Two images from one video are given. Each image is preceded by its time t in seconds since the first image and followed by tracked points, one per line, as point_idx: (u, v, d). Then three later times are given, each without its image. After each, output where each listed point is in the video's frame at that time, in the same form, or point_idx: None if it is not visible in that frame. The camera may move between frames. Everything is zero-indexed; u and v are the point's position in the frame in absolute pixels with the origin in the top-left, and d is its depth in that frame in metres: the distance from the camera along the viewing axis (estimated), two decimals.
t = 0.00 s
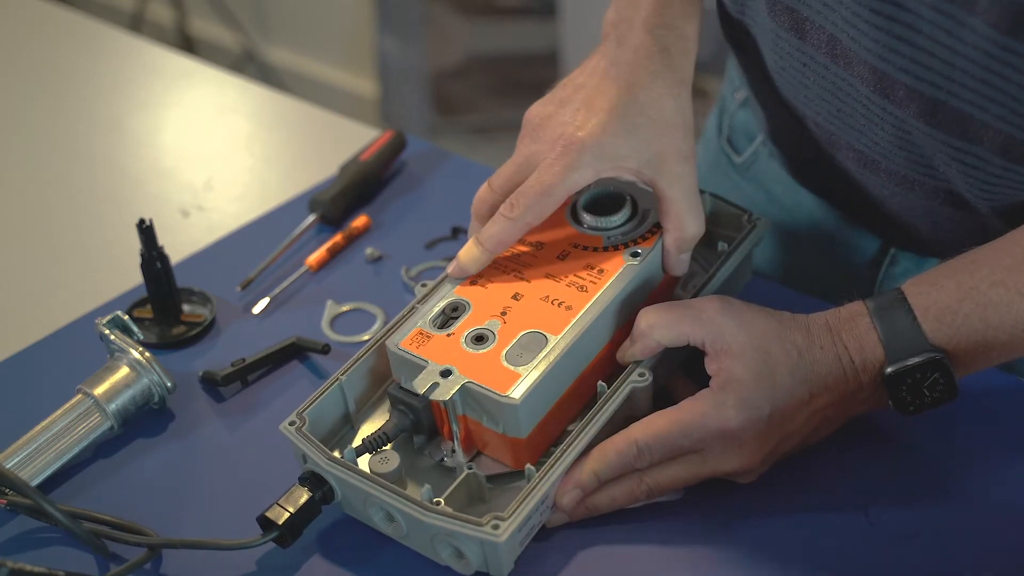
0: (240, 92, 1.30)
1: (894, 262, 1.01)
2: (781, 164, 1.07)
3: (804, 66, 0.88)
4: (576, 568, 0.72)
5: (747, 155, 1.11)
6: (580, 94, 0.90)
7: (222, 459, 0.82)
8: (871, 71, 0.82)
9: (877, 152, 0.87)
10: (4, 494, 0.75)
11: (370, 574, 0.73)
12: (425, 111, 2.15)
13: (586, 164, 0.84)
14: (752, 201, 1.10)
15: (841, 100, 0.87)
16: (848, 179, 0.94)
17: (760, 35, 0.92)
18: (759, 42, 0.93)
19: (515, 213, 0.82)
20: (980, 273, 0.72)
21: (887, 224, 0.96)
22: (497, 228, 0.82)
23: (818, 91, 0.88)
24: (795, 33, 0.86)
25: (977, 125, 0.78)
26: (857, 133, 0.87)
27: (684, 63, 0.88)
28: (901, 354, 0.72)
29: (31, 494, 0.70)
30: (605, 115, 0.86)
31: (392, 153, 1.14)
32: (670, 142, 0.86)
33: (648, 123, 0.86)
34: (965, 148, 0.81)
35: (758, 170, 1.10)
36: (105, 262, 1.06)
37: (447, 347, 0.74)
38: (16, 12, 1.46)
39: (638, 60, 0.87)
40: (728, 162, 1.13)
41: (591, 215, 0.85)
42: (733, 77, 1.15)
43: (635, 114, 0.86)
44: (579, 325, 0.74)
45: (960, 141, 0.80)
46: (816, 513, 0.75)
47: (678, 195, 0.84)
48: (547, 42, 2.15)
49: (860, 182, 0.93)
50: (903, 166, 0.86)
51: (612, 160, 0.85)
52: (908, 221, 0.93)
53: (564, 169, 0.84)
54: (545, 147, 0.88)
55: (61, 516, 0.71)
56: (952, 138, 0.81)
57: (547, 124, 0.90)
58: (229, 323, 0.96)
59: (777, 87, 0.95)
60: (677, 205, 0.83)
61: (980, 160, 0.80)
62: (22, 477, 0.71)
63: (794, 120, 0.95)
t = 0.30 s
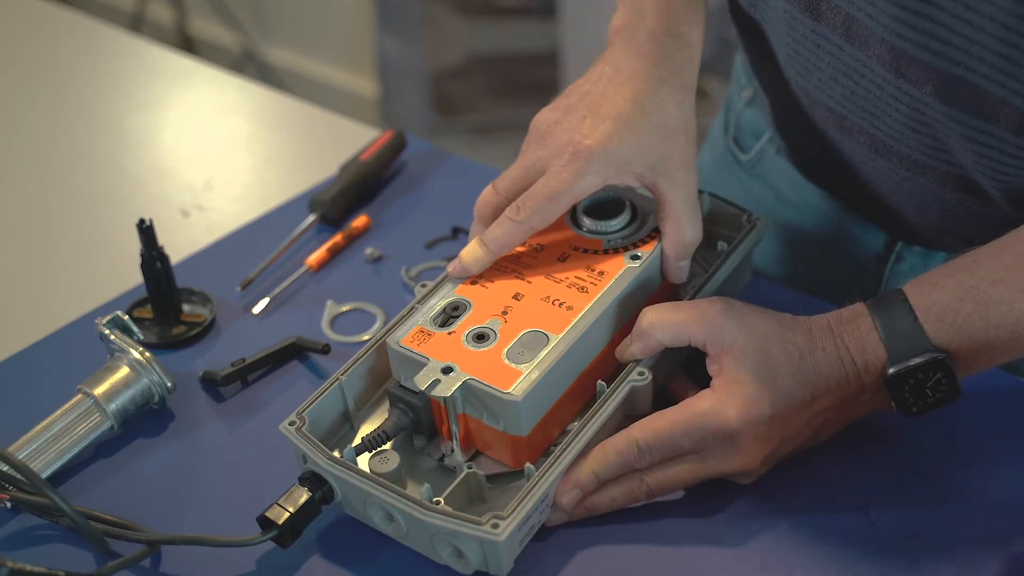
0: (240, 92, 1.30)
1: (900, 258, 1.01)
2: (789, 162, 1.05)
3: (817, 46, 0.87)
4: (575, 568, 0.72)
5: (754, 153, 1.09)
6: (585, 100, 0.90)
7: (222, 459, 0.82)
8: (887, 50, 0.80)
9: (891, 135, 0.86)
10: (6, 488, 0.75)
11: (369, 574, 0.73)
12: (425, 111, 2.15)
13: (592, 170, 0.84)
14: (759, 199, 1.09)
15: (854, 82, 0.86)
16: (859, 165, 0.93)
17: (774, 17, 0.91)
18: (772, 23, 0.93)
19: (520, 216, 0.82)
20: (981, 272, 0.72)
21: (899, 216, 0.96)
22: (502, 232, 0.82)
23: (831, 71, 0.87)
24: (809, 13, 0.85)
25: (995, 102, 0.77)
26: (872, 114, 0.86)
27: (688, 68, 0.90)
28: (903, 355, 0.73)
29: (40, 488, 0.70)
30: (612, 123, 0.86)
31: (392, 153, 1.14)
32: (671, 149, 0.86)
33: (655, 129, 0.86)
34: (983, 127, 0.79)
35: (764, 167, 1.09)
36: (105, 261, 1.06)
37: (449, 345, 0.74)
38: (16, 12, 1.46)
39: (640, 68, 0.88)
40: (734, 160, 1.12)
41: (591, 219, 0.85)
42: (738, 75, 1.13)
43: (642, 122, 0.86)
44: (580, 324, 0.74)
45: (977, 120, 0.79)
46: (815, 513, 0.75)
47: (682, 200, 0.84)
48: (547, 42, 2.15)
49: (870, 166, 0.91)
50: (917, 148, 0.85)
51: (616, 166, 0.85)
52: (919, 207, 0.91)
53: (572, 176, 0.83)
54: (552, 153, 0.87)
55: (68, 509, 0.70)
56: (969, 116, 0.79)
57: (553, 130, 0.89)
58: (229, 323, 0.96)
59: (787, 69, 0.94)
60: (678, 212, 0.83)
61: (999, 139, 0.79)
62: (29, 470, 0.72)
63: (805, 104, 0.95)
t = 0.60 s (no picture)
0: (241, 92, 1.30)
1: (891, 249, 0.99)
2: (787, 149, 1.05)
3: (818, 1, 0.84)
4: (575, 569, 0.72)
5: (753, 142, 1.09)
6: (575, 86, 0.91)
7: (223, 459, 0.82)
8: None
9: (894, 96, 0.83)
10: (6, 486, 0.75)
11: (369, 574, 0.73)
12: (425, 111, 2.15)
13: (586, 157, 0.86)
14: (757, 190, 1.10)
15: (856, 39, 0.82)
16: (858, 134, 0.90)
17: None
18: None
19: (520, 205, 0.83)
20: (985, 270, 0.71)
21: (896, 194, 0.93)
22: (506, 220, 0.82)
23: (832, 29, 0.84)
24: None
25: (1003, 54, 0.73)
26: (872, 75, 0.84)
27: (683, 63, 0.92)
28: (905, 355, 0.72)
29: (42, 484, 0.70)
30: (607, 107, 0.87)
31: (392, 153, 1.14)
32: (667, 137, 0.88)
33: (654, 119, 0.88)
34: (991, 83, 0.75)
35: (767, 163, 1.09)
36: (105, 261, 1.06)
37: (448, 345, 0.74)
38: (16, 12, 1.46)
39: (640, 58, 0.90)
40: (733, 151, 1.13)
41: (590, 218, 0.85)
42: (740, 66, 1.12)
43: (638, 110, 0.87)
44: (579, 324, 0.74)
45: (985, 74, 0.75)
46: (815, 513, 0.75)
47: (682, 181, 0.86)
48: (547, 42, 2.15)
49: (869, 133, 0.89)
50: (917, 109, 0.82)
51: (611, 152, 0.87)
52: (917, 181, 0.88)
53: (568, 162, 0.85)
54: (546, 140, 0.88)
55: (70, 506, 0.70)
56: (977, 71, 0.75)
57: (550, 115, 0.90)
58: (229, 323, 0.96)
59: (790, 31, 0.92)
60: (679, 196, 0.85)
61: (1010, 96, 0.75)
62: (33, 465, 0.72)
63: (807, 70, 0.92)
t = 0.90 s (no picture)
0: (241, 93, 1.30)
1: (876, 236, 1.00)
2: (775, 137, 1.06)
3: None
4: (576, 568, 0.72)
5: (739, 129, 1.11)
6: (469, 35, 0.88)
7: (223, 458, 0.82)
8: None
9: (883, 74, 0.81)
10: (6, 487, 0.75)
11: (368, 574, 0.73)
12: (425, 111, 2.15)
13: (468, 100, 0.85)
14: (743, 177, 1.11)
15: (844, 18, 0.81)
16: (845, 115, 0.89)
17: None
18: None
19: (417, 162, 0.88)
20: (1001, 225, 0.72)
21: (884, 176, 0.92)
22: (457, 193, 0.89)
23: (819, 9, 0.83)
24: None
25: (991, 34, 0.70)
26: (859, 56, 0.82)
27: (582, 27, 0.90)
28: (920, 307, 0.73)
29: (42, 484, 0.70)
30: (492, 65, 0.85)
31: (391, 153, 1.14)
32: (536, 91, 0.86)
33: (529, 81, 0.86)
34: (977, 61, 0.72)
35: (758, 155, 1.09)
36: (105, 261, 1.06)
37: (448, 345, 0.74)
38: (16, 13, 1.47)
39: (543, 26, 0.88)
40: (720, 138, 1.14)
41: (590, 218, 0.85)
42: (728, 54, 1.13)
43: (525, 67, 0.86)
44: (579, 323, 0.74)
45: (971, 52, 0.72)
46: (815, 513, 0.74)
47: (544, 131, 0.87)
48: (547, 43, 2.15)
49: (857, 115, 0.88)
50: (905, 90, 0.81)
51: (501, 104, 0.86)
52: (903, 162, 0.88)
53: (445, 114, 0.85)
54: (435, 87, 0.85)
55: (70, 506, 0.70)
56: (963, 49, 0.72)
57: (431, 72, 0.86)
58: (229, 323, 0.96)
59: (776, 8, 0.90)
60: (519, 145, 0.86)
61: (997, 75, 0.72)
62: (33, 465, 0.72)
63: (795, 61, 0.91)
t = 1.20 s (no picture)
0: (241, 93, 1.30)
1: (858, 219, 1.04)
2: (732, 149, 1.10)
3: None
4: (576, 569, 0.72)
5: (696, 142, 1.13)
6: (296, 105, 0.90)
7: (223, 458, 0.82)
8: None
9: (839, 83, 0.86)
10: (6, 487, 0.75)
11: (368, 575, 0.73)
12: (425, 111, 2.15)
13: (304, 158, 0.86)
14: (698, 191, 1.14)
15: (798, 34, 0.85)
16: (795, 129, 0.94)
17: None
18: None
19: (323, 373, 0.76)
20: (989, 150, 0.78)
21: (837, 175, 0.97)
22: (353, 277, 0.83)
23: (773, 24, 0.86)
24: None
25: (949, 23, 0.77)
26: (818, 66, 0.86)
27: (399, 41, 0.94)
28: (914, 237, 0.78)
29: (42, 484, 0.70)
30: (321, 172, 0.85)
31: (391, 153, 1.14)
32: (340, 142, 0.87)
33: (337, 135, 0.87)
34: (933, 53, 0.79)
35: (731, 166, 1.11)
36: (105, 261, 1.06)
37: (448, 345, 0.74)
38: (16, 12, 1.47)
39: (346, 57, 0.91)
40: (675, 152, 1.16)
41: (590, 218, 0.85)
42: (675, 70, 1.15)
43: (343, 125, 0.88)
44: (578, 323, 0.74)
45: (929, 45, 0.79)
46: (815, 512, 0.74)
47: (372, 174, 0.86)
48: (547, 44, 2.16)
49: (812, 124, 0.92)
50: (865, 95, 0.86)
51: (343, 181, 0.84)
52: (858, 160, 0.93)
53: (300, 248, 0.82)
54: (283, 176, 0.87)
55: (69, 506, 0.70)
56: (920, 43, 0.79)
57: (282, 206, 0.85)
58: (229, 323, 0.96)
59: (718, 26, 0.93)
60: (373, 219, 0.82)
61: (951, 63, 0.79)
62: (33, 465, 0.72)
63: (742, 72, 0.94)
